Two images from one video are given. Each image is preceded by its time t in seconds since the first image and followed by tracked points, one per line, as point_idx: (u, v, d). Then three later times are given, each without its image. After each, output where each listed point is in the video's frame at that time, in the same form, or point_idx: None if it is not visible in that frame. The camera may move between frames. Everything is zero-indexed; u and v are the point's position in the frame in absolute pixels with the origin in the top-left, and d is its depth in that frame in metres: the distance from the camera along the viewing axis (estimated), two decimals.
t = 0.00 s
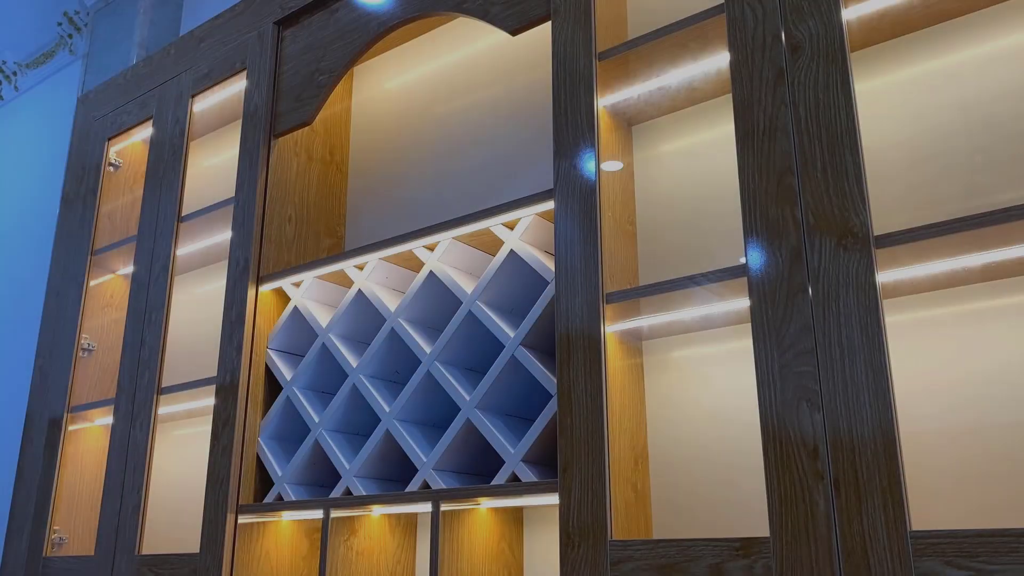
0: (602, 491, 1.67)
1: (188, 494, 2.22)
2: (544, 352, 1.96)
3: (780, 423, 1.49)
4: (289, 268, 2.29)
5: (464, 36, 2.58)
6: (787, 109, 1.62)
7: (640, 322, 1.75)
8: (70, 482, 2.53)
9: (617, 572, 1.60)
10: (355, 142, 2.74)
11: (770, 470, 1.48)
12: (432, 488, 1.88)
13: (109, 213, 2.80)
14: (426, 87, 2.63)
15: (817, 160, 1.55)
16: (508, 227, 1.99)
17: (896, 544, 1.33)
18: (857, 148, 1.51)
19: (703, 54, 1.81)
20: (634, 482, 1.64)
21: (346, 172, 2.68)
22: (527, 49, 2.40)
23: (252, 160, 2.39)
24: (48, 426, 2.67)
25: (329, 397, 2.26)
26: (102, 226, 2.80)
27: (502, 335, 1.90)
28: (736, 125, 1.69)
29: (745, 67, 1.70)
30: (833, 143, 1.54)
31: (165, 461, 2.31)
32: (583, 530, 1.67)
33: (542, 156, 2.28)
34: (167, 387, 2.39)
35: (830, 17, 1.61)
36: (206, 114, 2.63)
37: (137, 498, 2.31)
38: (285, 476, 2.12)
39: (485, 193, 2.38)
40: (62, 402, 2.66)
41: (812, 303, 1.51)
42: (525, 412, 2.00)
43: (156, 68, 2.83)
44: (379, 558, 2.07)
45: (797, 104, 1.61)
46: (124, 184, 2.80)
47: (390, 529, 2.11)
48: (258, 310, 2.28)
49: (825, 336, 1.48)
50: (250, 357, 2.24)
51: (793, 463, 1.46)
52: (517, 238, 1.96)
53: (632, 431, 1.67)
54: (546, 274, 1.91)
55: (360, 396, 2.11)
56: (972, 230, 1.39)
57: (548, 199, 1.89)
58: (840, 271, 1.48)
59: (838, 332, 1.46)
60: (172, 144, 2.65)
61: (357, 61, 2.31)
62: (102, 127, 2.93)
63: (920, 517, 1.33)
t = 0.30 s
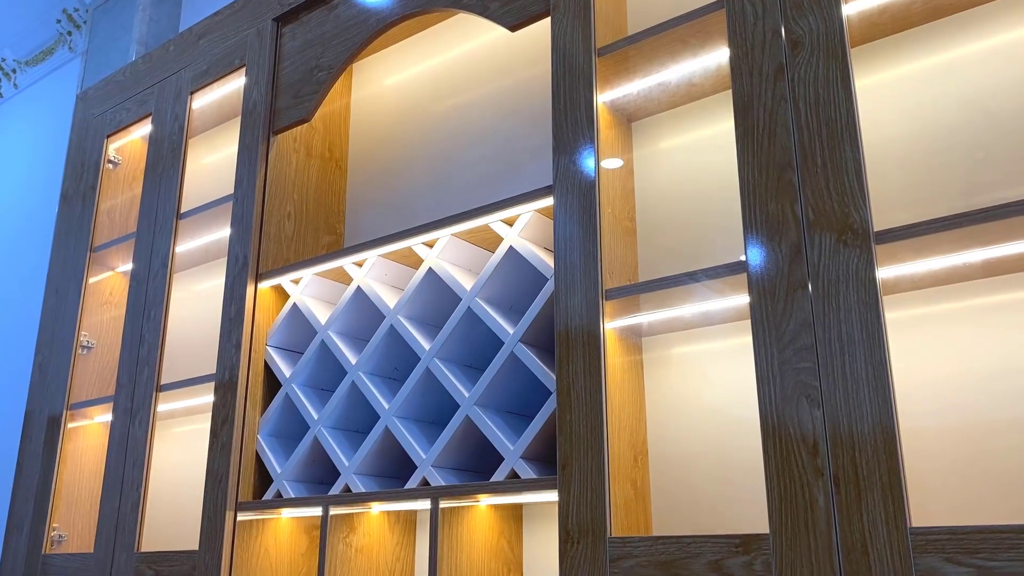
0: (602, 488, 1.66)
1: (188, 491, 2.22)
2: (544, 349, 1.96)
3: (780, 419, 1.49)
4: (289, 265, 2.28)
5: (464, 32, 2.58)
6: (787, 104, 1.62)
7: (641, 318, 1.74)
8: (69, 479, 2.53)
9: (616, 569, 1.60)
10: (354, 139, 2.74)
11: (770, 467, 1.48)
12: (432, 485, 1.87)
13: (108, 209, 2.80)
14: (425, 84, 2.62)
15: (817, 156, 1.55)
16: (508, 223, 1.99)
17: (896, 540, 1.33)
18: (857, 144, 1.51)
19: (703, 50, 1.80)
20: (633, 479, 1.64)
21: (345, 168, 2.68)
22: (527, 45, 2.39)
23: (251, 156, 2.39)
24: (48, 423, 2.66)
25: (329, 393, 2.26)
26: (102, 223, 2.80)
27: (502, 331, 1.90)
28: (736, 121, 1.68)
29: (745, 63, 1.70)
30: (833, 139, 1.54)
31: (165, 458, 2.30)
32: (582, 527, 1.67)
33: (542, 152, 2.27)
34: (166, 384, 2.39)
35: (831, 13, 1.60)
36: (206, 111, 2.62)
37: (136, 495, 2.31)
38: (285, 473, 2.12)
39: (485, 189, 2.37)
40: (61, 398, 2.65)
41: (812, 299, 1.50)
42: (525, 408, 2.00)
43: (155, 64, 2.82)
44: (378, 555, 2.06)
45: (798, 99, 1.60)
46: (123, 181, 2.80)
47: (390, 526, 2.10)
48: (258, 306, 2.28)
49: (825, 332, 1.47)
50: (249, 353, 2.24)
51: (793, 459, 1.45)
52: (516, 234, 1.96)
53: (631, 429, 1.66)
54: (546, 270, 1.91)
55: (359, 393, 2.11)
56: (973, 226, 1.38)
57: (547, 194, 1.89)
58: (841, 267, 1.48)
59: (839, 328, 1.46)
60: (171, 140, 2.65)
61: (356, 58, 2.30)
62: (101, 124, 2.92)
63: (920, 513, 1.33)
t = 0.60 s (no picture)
0: (603, 479, 1.65)
1: (188, 484, 2.21)
2: (545, 341, 1.95)
3: (784, 410, 1.48)
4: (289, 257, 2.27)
5: (465, 24, 2.56)
6: (791, 92, 1.60)
7: (643, 309, 1.73)
8: (69, 473, 2.52)
9: (618, 560, 1.59)
10: (355, 132, 2.73)
11: (772, 457, 1.47)
12: (433, 477, 1.87)
13: (108, 203, 2.79)
14: (426, 76, 2.61)
15: (821, 144, 1.54)
16: (509, 214, 1.98)
17: (901, 530, 1.32)
18: (861, 132, 1.50)
19: (705, 39, 1.79)
20: (634, 471, 1.63)
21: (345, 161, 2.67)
22: (528, 36, 2.38)
23: (251, 148, 2.38)
24: (47, 417, 2.65)
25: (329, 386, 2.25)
26: (101, 217, 2.79)
27: (502, 323, 1.89)
28: (740, 110, 1.67)
29: (747, 52, 1.68)
30: (837, 127, 1.52)
31: (165, 451, 2.29)
32: (584, 518, 1.66)
33: (543, 144, 2.26)
34: (166, 377, 2.38)
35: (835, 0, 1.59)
36: (205, 104, 2.61)
37: (136, 489, 2.30)
38: (285, 466, 2.11)
39: (486, 181, 2.36)
40: (61, 392, 2.64)
41: (816, 288, 1.49)
42: (525, 401, 1.99)
43: (154, 56, 2.81)
44: (379, 548, 2.05)
45: (801, 87, 1.59)
46: (123, 174, 2.79)
47: (390, 519, 2.09)
48: (258, 299, 2.27)
49: (829, 322, 1.46)
50: (249, 346, 2.23)
51: (797, 449, 1.44)
52: (517, 225, 1.95)
53: (633, 422, 1.66)
54: (547, 261, 1.89)
55: (359, 385, 2.10)
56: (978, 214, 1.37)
57: (548, 185, 1.88)
58: (845, 256, 1.47)
59: (843, 317, 1.45)
60: (170, 133, 2.64)
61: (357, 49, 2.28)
62: (101, 117, 2.91)
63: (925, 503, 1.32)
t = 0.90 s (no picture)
0: (605, 467, 1.65)
1: (188, 474, 2.21)
2: (546, 330, 1.94)
3: (786, 397, 1.47)
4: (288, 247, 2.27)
5: (465, 13, 2.55)
6: (793, 79, 1.59)
7: (643, 299, 1.71)
8: (69, 465, 2.52)
9: (620, 548, 1.58)
10: (354, 122, 2.72)
11: (774, 445, 1.47)
12: (433, 466, 1.86)
13: (107, 194, 2.78)
14: (426, 66, 2.60)
15: (823, 131, 1.53)
16: (509, 203, 1.97)
17: (903, 516, 1.31)
18: (864, 118, 1.49)
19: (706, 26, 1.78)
20: (636, 460, 1.63)
21: (345, 152, 2.66)
22: (528, 25, 2.36)
23: (250, 138, 2.37)
24: (47, 409, 2.65)
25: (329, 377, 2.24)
26: (100, 208, 2.78)
27: (503, 312, 1.88)
28: (742, 97, 1.66)
29: (749, 38, 1.68)
30: (840, 113, 1.51)
31: (165, 442, 2.29)
32: (585, 507, 1.65)
33: (543, 133, 2.25)
34: (166, 368, 2.37)
35: None
36: (205, 94, 2.60)
37: (136, 479, 2.29)
38: (285, 456, 2.10)
39: (486, 170, 2.35)
40: (60, 384, 2.64)
41: (818, 275, 1.48)
42: (527, 390, 1.98)
43: (153, 47, 2.80)
44: (379, 538, 2.05)
45: (804, 73, 1.58)
46: (122, 165, 2.78)
47: (390, 509, 2.09)
48: (257, 289, 2.26)
49: (831, 309, 1.45)
50: (249, 337, 2.22)
51: (799, 436, 1.44)
52: (518, 214, 1.94)
53: (633, 410, 1.66)
54: (547, 250, 1.89)
55: (360, 375, 2.09)
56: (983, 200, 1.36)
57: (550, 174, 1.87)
58: (848, 242, 1.46)
59: (845, 304, 1.44)
60: (169, 124, 2.63)
61: (356, 38, 2.27)
62: (100, 108, 2.90)
63: (927, 490, 1.31)
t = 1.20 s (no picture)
0: (601, 454, 1.64)
1: (186, 463, 2.20)
2: (542, 318, 1.93)
3: (782, 383, 1.47)
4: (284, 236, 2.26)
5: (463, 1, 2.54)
6: (791, 63, 1.58)
7: (640, 285, 1.72)
8: (66, 454, 2.52)
9: (616, 534, 1.58)
10: (352, 111, 2.71)
11: (771, 431, 1.46)
12: (430, 453, 1.86)
13: (104, 183, 2.77)
14: (423, 54, 2.59)
15: (820, 115, 1.52)
16: (506, 190, 1.96)
17: (899, 501, 1.31)
18: (862, 101, 1.48)
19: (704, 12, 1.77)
20: (632, 448, 1.63)
21: (342, 141, 2.64)
22: (526, 12, 2.35)
23: (247, 127, 2.36)
24: (44, 399, 2.65)
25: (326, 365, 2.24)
26: (97, 197, 2.77)
27: (500, 299, 1.87)
28: (739, 83, 1.65)
29: (746, 22, 1.67)
30: (838, 96, 1.50)
31: (162, 430, 2.29)
32: (581, 493, 1.65)
33: (541, 121, 2.24)
34: (163, 357, 2.37)
35: None
36: (201, 83, 2.59)
37: (133, 468, 2.29)
38: (281, 444, 2.10)
39: (483, 159, 2.35)
40: (57, 373, 2.63)
41: (815, 260, 1.48)
42: (524, 377, 1.97)
43: (150, 35, 2.79)
44: (376, 526, 2.04)
45: (802, 57, 1.57)
46: (119, 154, 2.77)
47: (387, 497, 2.08)
48: (254, 278, 2.26)
49: (828, 294, 1.45)
50: (245, 326, 2.21)
51: (795, 422, 1.43)
52: (514, 201, 1.93)
53: (631, 398, 1.65)
54: (544, 237, 1.88)
55: (357, 363, 2.09)
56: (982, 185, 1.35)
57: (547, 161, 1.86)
58: (845, 226, 1.45)
59: (842, 289, 1.43)
60: (165, 113, 2.62)
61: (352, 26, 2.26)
62: (97, 97, 2.89)
63: (924, 474, 1.31)
